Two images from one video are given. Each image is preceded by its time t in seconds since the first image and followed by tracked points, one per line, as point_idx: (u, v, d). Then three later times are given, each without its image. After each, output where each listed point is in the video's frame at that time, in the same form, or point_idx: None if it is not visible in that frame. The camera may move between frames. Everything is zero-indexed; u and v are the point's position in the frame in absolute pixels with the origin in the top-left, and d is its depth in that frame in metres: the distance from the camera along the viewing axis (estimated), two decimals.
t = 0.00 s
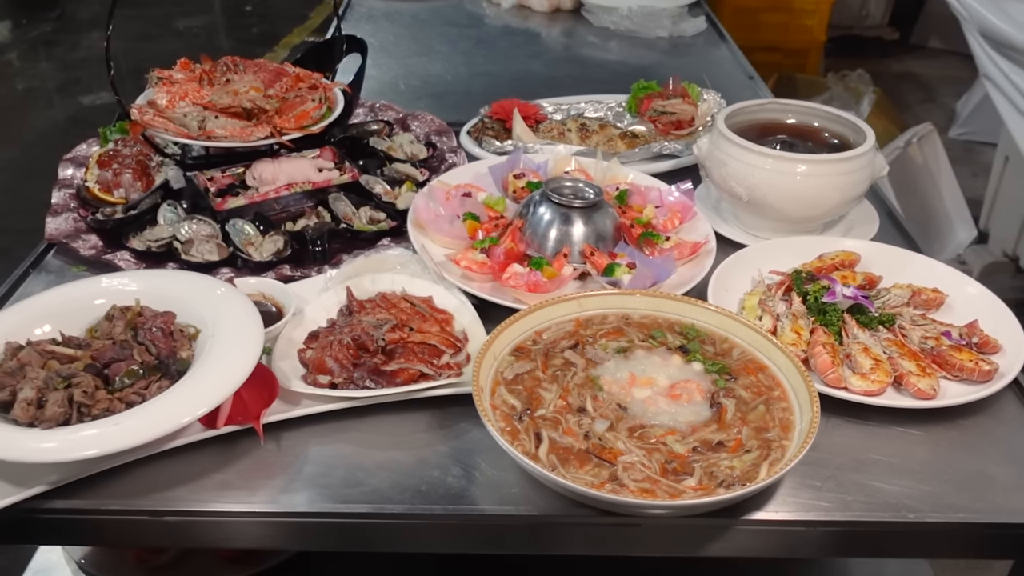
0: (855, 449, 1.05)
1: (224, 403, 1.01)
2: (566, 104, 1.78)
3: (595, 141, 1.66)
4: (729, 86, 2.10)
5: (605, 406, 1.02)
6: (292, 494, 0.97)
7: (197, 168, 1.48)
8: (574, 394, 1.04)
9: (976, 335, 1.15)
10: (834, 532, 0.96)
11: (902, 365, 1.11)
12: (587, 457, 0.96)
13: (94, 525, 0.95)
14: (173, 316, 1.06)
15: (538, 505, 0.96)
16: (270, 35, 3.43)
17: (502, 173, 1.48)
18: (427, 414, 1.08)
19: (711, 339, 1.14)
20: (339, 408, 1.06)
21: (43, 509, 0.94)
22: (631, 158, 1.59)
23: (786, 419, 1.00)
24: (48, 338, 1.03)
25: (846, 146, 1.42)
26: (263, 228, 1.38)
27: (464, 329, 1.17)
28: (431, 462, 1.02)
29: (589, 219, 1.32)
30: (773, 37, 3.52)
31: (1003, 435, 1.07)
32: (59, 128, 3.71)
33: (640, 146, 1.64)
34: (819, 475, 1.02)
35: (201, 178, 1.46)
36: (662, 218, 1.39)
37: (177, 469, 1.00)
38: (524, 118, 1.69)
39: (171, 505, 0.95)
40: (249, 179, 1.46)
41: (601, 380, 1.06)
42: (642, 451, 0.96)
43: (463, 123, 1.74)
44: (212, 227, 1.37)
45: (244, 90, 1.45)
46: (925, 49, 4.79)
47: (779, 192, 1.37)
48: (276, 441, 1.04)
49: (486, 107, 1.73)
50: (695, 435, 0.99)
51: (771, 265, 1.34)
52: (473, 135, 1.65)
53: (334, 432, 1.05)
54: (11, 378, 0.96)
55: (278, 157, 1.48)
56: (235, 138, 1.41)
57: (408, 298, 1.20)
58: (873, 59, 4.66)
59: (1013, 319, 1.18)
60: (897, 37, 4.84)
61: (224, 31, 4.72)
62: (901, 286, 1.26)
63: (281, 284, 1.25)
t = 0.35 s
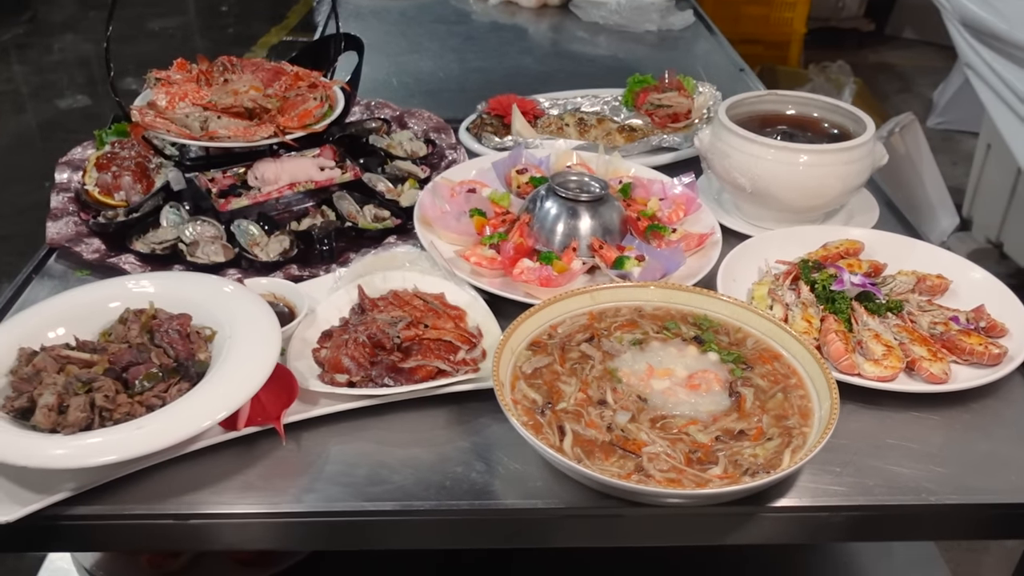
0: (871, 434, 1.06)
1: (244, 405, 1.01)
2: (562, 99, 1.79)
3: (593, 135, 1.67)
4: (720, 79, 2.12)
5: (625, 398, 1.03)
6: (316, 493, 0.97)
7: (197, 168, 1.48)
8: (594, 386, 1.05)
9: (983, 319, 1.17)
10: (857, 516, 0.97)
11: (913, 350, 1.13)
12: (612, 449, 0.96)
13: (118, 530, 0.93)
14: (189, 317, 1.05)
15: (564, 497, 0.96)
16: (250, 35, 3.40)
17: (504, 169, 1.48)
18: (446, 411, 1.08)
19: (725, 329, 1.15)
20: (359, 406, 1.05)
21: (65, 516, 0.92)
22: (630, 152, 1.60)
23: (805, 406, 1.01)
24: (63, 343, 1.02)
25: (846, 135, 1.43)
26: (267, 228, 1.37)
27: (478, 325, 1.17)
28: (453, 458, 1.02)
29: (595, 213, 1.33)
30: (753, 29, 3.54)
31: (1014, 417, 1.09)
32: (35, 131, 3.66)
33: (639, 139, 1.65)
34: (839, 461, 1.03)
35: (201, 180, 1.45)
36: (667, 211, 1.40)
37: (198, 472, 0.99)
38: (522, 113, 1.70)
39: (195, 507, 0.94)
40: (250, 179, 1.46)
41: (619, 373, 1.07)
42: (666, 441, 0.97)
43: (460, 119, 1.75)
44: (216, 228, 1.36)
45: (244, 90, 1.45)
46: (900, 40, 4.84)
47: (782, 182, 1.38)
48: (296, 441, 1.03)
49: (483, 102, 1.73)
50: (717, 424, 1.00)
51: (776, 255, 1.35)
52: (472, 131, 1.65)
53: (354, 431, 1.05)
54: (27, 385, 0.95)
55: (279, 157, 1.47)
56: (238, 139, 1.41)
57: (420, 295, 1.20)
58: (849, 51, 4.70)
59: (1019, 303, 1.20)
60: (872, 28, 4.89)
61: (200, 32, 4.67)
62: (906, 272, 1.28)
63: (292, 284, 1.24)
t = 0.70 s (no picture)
0: (884, 419, 1.07)
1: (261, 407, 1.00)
2: (556, 94, 1.78)
3: (590, 129, 1.68)
4: (708, 70, 2.13)
5: (643, 389, 1.03)
6: (338, 493, 0.96)
7: (195, 170, 1.47)
8: (611, 379, 1.05)
9: (988, 303, 1.19)
10: (877, 500, 0.98)
11: (921, 335, 1.14)
12: (634, 440, 0.96)
13: (141, 536, 0.92)
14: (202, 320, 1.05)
15: (587, 490, 0.96)
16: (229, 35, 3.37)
17: (505, 164, 1.48)
18: (462, 407, 1.08)
19: (736, 319, 1.15)
20: (376, 405, 1.05)
21: (87, 523, 0.91)
22: (628, 145, 1.61)
23: (820, 393, 1.02)
24: (74, 349, 1.01)
25: (844, 124, 1.44)
26: (269, 228, 1.36)
27: (489, 319, 1.17)
28: (473, 455, 1.01)
29: (599, 206, 1.33)
30: (732, 22, 3.56)
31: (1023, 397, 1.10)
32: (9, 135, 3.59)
33: (635, 132, 1.66)
34: (855, 446, 1.04)
35: (199, 181, 1.43)
36: (669, 203, 1.40)
37: (217, 476, 0.98)
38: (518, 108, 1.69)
39: (218, 511, 0.93)
40: (250, 179, 1.44)
41: (635, 364, 1.07)
42: (687, 431, 0.97)
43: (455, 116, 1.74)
44: (218, 229, 1.35)
45: (242, 89, 1.43)
46: (874, 30, 4.90)
47: (782, 172, 1.39)
48: (314, 441, 1.03)
49: (478, 98, 1.73)
50: (736, 413, 1.00)
51: (779, 244, 1.36)
52: (469, 127, 1.65)
53: (371, 430, 1.05)
54: (41, 392, 0.93)
55: (278, 157, 1.46)
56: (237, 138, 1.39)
57: (430, 292, 1.19)
58: (824, 41, 4.75)
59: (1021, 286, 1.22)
60: (846, 19, 4.94)
61: (174, 32, 4.61)
62: (908, 259, 1.29)
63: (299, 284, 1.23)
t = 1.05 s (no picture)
0: (897, 405, 1.08)
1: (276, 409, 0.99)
2: (549, 89, 1.78)
3: (585, 123, 1.67)
4: (696, 63, 2.14)
5: (660, 382, 1.03)
6: (359, 495, 0.95)
7: (189, 172, 1.46)
8: (627, 372, 1.05)
9: (992, 288, 1.20)
10: (896, 486, 0.98)
11: (929, 322, 1.15)
12: (655, 433, 0.96)
13: (161, 544, 0.91)
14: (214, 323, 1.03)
15: (609, 484, 0.96)
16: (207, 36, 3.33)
17: (504, 160, 1.48)
18: (477, 406, 1.07)
19: (747, 310, 1.16)
20: (391, 405, 1.04)
21: (106, 533, 0.90)
22: (625, 139, 1.61)
23: (835, 381, 1.03)
24: (84, 355, 1.00)
25: (841, 114, 1.45)
26: (270, 229, 1.35)
27: (499, 315, 1.16)
28: (492, 453, 1.01)
29: (602, 200, 1.32)
30: (711, 15, 3.58)
31: None
32: None
33: (630, 126, 1.66)
34: (871, 433, 1.04)
35: (196, 182, 1.42)
36: (670, 195, 1.41)
37: (235, 481, 0.96)
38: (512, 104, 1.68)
39: (239, 516, 0.92)
40: (248, 179, 1.43)
41: (650, 357, 1.07)
42: (706, 423, 0.97)
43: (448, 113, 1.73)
44: (218, 232, 1.33)
45: (237, 89, 1.42)
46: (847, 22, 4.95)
47: (781, 163, 1.39)
48: (331, 443, 1.02)
49: (471, 94, 1.72)
50: (753, 403, 1.01)
51: (781, 235, 1.37)
52: (464, 124, 1.65)
53: (387, 430, 1.04)
54: (53, 400, 0.92)
55: (276, 157, 1.45)
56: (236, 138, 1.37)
57: (438, 290, 1.19)
58: (798, 34, 4.79)
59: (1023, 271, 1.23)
60: (819, 11, 4.99)
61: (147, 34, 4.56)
62: (909, 246, 1.30)
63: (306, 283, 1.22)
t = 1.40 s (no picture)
0: (910, 393, 1.09)
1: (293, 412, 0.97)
2: (544, 84, 1.77)
3: (582, 118, 1.68)
4: (686, 57, 2.14)
5: (678, 375, 1.03)
6: (381, 496, 0.94)
7: (186, 174, 1.44)
8: (644, 367, 1.05)
9: (997, 276, 1.21)
10: (916, 473, 0.99)
11: (938, 310, 1.16)
12: (677, 427, 0.96)
13: (183, 551, 0.89)
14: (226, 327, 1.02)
15: (633, 479, 0.96)
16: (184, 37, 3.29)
17: (505, 157, 1.47)
18: (494, 404, 1.06)
19: (758, 302, 1.16)
20: (408, 405, 1.03)
21: (126, 542, 0.88)
22: (623, 133, 1.61)
23: (851, 371, 1.03)
24: (94, 362, 0.98)
25: (840, 106, 1.46)
26: (273, 230, 1.33)
27: (511, 312, 1.15)
28: (512, 451, 1.00)
29: (607, 195, 1.32)
30: (691, 9, 3.59)
31: None
32: None
33: (627, 121, 1.66)
34: (887, 422, 1.05)
35: (194, 184, 1.40)
36: (672, 189, 1.41)
37: (255, 485, 0.95)
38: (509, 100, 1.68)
39: (262, 521, 0.91)
40: (247, 180, 1.41)
41: (666, 352, 1.07)
42: (727, 416, 0.97)
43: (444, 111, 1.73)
44: (220, 233, 1.32)
45: (235, 88, 1.39)
46: (822, 14, 4.98)
47: (783, 155, 1.40)
48: (349, 445, 1.00)
49: (467, 91, 1.71)
50: (772, 395, 1.01)
51: (785, 227, 1.37)
52: (462, 120, 1.64)
53: (405, 430, 1.03)
54: (66, 408, 0.90)
55: (275, 157, 1.43)
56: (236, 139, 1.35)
57: (448, 288, 1.18)
58: (775, 27, 4.82)
59: None
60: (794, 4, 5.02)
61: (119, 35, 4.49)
62: (913, 235, 1.31)
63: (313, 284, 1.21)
